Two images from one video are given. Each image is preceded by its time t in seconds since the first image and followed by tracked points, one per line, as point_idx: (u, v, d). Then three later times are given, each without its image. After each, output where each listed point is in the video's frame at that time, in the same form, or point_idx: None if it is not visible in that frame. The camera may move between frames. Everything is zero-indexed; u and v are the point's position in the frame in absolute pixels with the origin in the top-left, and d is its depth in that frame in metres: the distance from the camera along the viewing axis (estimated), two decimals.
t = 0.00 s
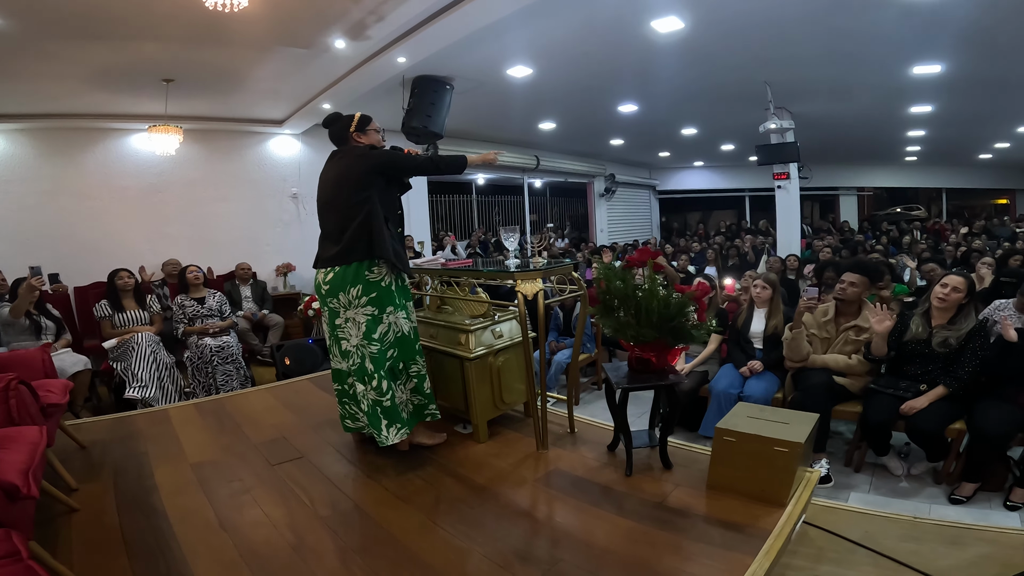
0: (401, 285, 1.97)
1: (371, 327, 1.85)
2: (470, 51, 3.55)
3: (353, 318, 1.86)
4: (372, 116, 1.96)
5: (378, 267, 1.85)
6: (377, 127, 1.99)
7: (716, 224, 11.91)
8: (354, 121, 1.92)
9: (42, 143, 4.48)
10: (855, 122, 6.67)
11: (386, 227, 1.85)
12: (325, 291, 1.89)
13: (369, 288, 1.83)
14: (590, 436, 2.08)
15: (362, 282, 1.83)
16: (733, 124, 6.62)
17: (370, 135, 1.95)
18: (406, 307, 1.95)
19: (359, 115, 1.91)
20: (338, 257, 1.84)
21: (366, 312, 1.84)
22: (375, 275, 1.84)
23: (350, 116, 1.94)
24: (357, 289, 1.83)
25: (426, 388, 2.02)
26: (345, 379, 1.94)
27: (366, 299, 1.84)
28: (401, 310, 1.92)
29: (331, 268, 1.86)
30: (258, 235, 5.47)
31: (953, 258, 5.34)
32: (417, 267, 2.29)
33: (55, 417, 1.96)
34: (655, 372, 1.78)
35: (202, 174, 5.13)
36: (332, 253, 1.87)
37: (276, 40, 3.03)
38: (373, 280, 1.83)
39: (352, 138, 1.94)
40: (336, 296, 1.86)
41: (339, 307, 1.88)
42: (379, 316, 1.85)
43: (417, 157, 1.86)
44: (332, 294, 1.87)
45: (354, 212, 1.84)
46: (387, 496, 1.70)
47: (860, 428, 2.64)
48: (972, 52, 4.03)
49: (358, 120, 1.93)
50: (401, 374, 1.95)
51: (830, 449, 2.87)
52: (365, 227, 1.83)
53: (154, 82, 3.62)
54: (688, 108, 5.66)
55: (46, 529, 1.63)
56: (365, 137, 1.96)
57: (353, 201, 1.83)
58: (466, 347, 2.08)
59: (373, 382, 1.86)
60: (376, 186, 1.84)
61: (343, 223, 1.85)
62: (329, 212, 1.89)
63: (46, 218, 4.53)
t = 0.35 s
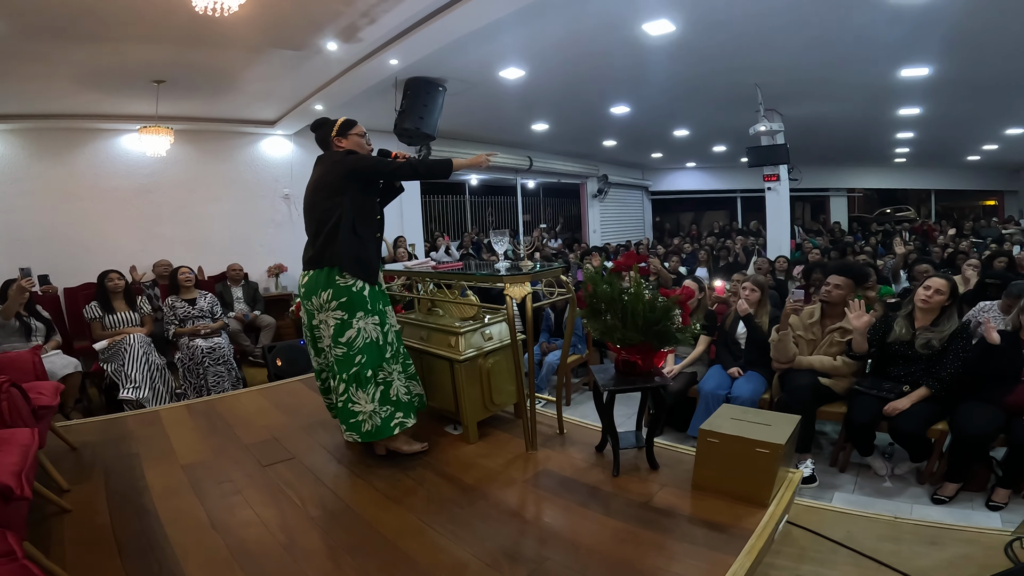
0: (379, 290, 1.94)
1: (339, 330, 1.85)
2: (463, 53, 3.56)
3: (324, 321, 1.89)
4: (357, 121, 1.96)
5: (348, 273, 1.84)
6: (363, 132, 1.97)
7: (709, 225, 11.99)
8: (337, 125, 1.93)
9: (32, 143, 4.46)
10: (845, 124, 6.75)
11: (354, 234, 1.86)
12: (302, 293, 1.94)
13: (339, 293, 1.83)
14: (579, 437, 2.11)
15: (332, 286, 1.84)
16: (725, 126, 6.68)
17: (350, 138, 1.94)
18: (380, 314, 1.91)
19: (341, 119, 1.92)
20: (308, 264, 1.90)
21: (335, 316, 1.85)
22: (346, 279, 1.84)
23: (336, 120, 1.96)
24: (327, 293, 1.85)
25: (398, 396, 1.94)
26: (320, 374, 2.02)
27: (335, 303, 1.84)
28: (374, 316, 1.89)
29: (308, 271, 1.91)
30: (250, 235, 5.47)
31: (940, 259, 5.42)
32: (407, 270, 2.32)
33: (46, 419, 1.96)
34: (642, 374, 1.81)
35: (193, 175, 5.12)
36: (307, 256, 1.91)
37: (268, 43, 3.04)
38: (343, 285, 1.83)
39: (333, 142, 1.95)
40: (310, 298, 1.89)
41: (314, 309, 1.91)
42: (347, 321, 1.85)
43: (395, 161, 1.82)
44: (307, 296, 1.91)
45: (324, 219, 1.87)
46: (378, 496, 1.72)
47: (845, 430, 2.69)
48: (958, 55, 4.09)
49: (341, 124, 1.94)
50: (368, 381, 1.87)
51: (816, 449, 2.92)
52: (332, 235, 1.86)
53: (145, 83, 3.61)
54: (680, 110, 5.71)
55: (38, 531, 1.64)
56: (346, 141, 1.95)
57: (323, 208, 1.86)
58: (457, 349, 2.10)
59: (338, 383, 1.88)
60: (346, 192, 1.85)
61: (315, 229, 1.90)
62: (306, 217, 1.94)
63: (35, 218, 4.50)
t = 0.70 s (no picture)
0: (370, 300, 1.92)
1: (326, 339, 1.85)
2: (453, 57, 3.57)
3: (313, 329, 1.89)
4: (349, 125, 1.97)
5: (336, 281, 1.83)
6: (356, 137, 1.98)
7: (695, 229, 12.12)
8: (329, 129, 1.94)
9: (12, 145, 4.38)
10: (827, 130, 6.88)
11: (342, 239, 1.85)
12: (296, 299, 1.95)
13: (326, 302, 1.83)
14: (568, 441, 2.13)
15: (321, 294, 1.85)
16: (711, 131, 6.77)
17: (341, 142, 1.95)
18: (369, 324, 1.89)
19: (334, 123, 1.93)
20: (299, 270, 1.91)
21: (323, 325, 1.85)
22: (334, 288, 1.83)
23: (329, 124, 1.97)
24: (316, 302, 1.85)
25: (380, 408, 1.91)
26: (301, 384, 1.99)
27: (323, 311, 1.84)
28: (363, 326, 1.88)
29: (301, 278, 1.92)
30: (236, 239, 5.42)
31: (919, 264, 5.55)
32: (397, 276, 2.32)
33: (30, 426, 1.93)
34: (630, 380, 1.83)
35: (178, 177, 5.07)
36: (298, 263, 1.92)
37: (256, 46, 3.02)
38: (331, 294, 1.83)
39: (326, 146, 1.96)
40: (301, 305, 1.90)
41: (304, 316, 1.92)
42: (335, 330, 1.84)
43: (385, 165, 1.82)
44: (298, 303, 1.92)
45: (315, 225, 1.88)
46: (369, 502, 1.72)
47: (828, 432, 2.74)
48: (937, 63, 4.20)
49: (333, 128, 1.96)
50: (349, 389, 1.87)
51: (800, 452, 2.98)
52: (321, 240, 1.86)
53: (129, 85, 3.57)
54: (667, 115, 5.78)
55: (23, 539, 1.62)
56: (338, 145, 1.96)
57: (313, 214, 1.88)
58: (446, 356, 2.12)
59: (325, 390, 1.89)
60: (335, 198, 1.85)
61: (307, 236, 1.91)
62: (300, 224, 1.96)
63: (14, 220, 4.42)
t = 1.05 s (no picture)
0: (347, 313, 1.92)
1: (306, 352, 1.84)
2: (445, 64, 3.58)
3: (291, 343, 1.87)
4: (338, 133, 1.93)
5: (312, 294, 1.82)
6: (345, 145, 1.94)
7: (681, 235, 12.25)
8: (318, 138, 1.93)
9: None
10: (811, 139, 7.01)
11: (319, 252, 1.81)
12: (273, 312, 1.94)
13: (303, 314, 1.82)
14: (560, 450, 2.14)
15: (297, 307, 1.84)
16: (698, 139, 6.86)
17: (329, 152, 1.91)
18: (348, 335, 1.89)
19: (321, 132, 1.91)
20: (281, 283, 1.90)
21: (301, 337, 1.84)
22: (310, 301, 1.82)
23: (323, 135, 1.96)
24: (293, 315, 1.84)
25: (370, 418, 1.92)
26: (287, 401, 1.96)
27: (301, 324, 1.83)
28: (341, 337, 1.88)
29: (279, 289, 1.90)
30: (221, 243, 5.36)
31: (900, 272, 5.66)
32: (388, 286, 2.32)
33: (13, 436, 1.89)
34: (622, 392, 1.84)
35: (163, 181, 5.00)
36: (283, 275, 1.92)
37: (247, 50, 3.00)
38: (307, 306, 1.82)
39: (315, 155, 1.95)
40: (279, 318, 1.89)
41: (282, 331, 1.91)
42: (314, 342, 1.84)
43: (362, 175, 1.77)
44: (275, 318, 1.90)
45: (296, 237, 1.86)
46: (361, 513, 1.71)
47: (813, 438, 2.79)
48: (918, 75, 4.30)
49: (324, 138, 1.94)
50: (342, 400, 1.88)
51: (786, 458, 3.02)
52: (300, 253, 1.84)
53: (115, 87, 3.52)
54: (656, 123, 5.84)
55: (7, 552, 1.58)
56: (326, 154, 1.92)
57: (293, 227, 1.86)
58: (439, 367, 2.11)
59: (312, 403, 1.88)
60: (313, 210, 1.83)
61: (288, 248, 1.89)
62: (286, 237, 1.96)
63: None
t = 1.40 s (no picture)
0: (325, 319, 1.85)
1: (279, 356, 1.85)
2: (440, 68, 3.59)
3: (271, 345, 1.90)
4: (327, 139, 1.90)
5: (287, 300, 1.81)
6: (334, 151, 1.91)
7: (667, 240, 12.38)
8: (307, 144, 1.91)
9: None
10: (797, 146, 7.14)
11: (294, 260, 1.80)
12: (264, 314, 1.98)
13: (278, 319, 1.82)
14: (555, 457, 2.15)
15: (275, 311, 1.84)
16: (687, 145, 6.95)
17: (314, 158, 1.90)
18: (323, 343, 1.84)
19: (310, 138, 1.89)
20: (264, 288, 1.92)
21: (276, 341, 1.84)
22: (286, 307, 1.81)
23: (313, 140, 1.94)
24: (271, 318, 1.85)
25: (330, 429, 1.85)
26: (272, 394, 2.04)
27: (276, 328, 1.84)
28: (315, 345, 1.83)
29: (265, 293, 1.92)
30: (208, 245, 5.29)
31: (881, 279, 5.80)
32: (383, 293, 2.32)
33: None
34: (619, 401, 1.88)
35: (148, 181, 4.93)
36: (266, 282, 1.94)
37: (241, 51, 2.98)
38: (282, 312, 1.81)
39: (305, 161, 1.93)
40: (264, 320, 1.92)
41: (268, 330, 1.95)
42: (286, 348, 1.83)
43: (336, 181, 1.73)
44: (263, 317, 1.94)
45: (276, 244, 1.86)
46: (359, 520, 1.71)
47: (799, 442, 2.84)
48: (903, 86, 4.41)
49: (313, 143, 1.91)
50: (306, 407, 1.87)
51: (773, 461, 3.07)
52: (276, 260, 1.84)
53: (103, 86, 3.46)
54: (646, 129, 5.90)
55: None
56: (312, 161, 1.91)
57: (273, 233, 1.86)
58: (436, 374, 2.12)
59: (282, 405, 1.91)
60: (290, 217, 1.82)
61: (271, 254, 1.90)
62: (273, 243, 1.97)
63: None
